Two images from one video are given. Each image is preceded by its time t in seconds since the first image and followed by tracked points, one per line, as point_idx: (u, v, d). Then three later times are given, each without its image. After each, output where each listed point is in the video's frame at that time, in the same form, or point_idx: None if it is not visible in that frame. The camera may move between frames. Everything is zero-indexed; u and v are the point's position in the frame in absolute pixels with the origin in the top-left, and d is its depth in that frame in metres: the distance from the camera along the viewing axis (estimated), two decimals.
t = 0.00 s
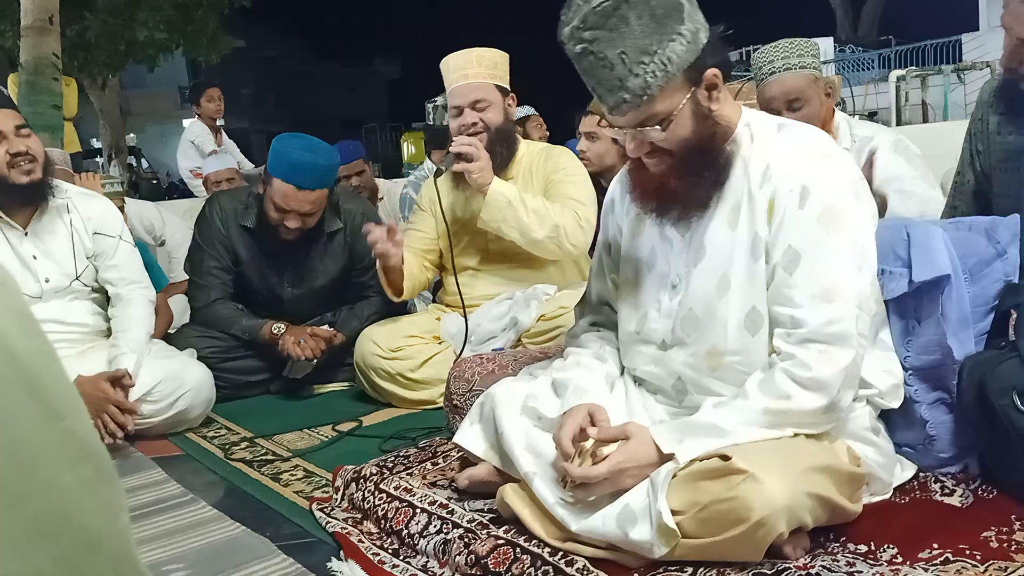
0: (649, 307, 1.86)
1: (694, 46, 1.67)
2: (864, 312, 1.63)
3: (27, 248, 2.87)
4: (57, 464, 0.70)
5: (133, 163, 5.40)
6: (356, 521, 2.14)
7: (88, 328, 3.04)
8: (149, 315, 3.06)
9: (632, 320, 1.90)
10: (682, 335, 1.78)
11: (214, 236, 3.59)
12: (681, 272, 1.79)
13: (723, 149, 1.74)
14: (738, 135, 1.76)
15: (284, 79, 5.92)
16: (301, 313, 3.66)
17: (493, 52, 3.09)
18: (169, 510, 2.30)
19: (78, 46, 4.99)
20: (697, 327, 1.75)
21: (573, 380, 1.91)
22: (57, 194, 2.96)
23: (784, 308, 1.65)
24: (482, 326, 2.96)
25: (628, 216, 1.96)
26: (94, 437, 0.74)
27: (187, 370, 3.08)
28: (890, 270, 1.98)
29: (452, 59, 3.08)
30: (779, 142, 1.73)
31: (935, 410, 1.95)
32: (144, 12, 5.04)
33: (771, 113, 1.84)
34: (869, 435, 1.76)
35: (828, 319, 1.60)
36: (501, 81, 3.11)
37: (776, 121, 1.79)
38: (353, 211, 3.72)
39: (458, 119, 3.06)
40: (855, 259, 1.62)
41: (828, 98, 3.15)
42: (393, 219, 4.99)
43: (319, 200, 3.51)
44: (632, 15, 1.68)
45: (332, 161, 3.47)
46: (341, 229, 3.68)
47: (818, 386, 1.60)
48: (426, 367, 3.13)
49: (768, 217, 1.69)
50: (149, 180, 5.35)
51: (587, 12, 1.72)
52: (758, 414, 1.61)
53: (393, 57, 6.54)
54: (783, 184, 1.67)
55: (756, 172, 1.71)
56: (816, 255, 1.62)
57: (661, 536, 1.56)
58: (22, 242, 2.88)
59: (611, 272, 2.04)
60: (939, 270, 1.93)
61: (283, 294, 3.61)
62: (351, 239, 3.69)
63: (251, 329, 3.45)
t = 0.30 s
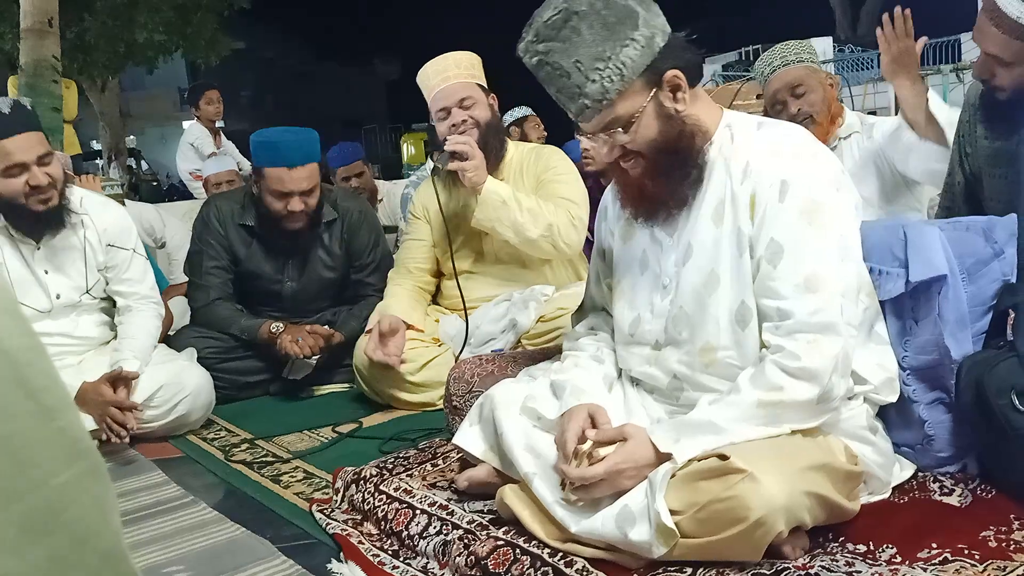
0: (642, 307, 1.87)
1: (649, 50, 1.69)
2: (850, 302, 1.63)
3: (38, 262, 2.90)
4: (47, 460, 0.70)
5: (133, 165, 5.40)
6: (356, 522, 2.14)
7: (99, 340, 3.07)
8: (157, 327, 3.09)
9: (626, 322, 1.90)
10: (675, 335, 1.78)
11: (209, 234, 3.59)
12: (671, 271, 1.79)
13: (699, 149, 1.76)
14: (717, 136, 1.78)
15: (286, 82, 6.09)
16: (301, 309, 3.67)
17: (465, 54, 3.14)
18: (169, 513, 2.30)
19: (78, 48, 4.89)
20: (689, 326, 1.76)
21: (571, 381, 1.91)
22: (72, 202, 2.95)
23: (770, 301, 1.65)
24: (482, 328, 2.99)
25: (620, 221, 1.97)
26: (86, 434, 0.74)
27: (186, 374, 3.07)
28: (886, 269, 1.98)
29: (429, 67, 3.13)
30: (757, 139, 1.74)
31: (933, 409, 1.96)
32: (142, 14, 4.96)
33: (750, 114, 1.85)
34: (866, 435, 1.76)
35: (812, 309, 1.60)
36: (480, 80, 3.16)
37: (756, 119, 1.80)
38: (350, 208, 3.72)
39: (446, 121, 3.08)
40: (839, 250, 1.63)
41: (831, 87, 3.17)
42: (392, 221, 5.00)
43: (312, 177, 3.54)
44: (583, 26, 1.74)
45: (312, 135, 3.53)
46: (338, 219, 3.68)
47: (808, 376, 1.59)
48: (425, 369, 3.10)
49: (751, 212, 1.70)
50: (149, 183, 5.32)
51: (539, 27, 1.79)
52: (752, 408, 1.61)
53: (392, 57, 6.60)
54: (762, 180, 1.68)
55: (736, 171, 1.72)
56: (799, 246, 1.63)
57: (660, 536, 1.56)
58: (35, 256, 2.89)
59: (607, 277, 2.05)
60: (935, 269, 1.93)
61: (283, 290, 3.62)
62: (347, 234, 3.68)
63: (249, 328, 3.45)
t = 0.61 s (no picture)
0: (642, 307, 1.87)
1: (631, 55, 1.72)
2: (846, 299, 1.63)
3: (59, 283, 2.90)
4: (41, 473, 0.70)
5: (132, 166, 5.39)
6: (356, 523, 2.14)
7: (99, 354, 3.04)
8: (164, 338, 3.11)
9: (625, 322, 1.91)
10: (673, 333, 1.77)
11: (211, 230, 3.62)
12: (669, 270, 1.79)
13: (691, 151, 1.76)
14: (712, 135, 1.79)
15: (284, 82, 6.06)
16: (298, 296, 3.68)
17: (458, 55, 3.14)
18: (169, 514, 2.30)
19: (77, 49, 4.85)
20: (687, 324, 1.75)
21: (571, 381, 1.91)
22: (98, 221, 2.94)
23: (766, 299, 1.65)
24: (482, 329, 2.98)
25: (618, 221, 1.97)
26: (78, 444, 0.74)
27: (185, 378, 3.05)
28: (886, 269, 1.98)
29: (421, 69, 3.13)
30: (752, 138, 1.74)
31: (934, 409, 1.96)
32: (142, 15, 4.91)
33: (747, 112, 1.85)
34: (867, 434, 1.76)
35: (810, 306, 1.60)
36: (473, 80, 3.16)
37: (752, 118, 1.80)
38: (347, 200, 3.74)
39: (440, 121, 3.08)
40: (836, 247, 1.63)
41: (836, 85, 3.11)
42: (392, 221, 5.00)
43: (298, 143, 3.62)
44: (564, 35, 1.81)
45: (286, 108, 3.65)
46: (332, 204, 3.72)
47: (805, 374, 1.59)
48: (425, 370, 3.08)
49: (747, 211, 1.70)
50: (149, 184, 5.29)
51: (524, 37, 1.88)
52: (749, 407, 1.61)
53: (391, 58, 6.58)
54: (758, 178, 1.68)
55: (732, 170, 1.73)
56: (794, 244, 1.62)
57: (660, 536, 1.56)
58: (56, 276, 2.89)
59: (607, 278, 2.06)
60: (934, 270, 1.92)
61: (280, 275, 3.64)
62: (342, 223, 3.69)
63: (250, 322, 3.46)
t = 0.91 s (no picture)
0: (648, 307, 1.87)
1: (661, 51, 1.66)
2: (858, 307, 1.63)
3: (81, 302, 2.90)
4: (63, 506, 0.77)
5: (132, 165, 5.36)
6: (356, 523, 2.14)
7: (102, 362, 3.06)
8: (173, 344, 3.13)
9: (630, 320, 1.91)
10: (679, 335, 1.77)
11: (211, 228, 3.62)
12: (678, 271, 1.78)
13: (711, 149, 1.75)
14: (728, 135, 1.77)
15: (284, 83, 6.11)
16: (298, 294, 3.68)
17: (464, 52, 3.16)
18: (171, 513, 2.30)
19: (77, 49, 4.88)
20: (694, 327, 1.74)
21: (572, 381, 1.90)
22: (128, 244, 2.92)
23: (778, 305, 1.65)
24: (482, 328, 2.98)
25: (625, 217, 1.96)
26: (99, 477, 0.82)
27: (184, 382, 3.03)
28: (888, 268, 1.98)
29: (426, 66, 3.13)
30: (768, 139, 1.74)
31: (935, 409, 1.95)
32: (141, 15, 4.98)
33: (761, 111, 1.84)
34: (869, 434, 1.76)
35: (822, 314, 1.61)
36: (478, 78, 3.15)
37: (766, 118, 1.80)
38: (348, 196, 3.75)
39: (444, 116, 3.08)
40: (849, 255, 1.64)
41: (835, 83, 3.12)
42: (391, 221, 5.01)
43: (298, 135, 3.64)
44: (594, 26, 1.71)
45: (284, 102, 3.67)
46: (332, 201, 3.73)
47: (812, 382, 1.60)
48: (426, 369, 3.08)
49: (761, 215, 1.71)
50: (148, 184, 5.27)
51: (550, 26, 1.77)
52: (755, 412, 1.62)
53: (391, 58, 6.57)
54: (774, 182, 1.69)
55: (746, 172, 1.72)
56: (807, 251, 1.63)
57: (661, 536, 1.56)
58: (77, 297, 2.89)
59: (611, 273, 2.04)
60: (936, 268, 1.92)
61: (279, 272, 3.64)
62: (342, 221, 3.69)
63: (254, 320, 3.48)
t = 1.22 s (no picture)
0: (653, 308, 1.86)
1: (714, 52, 1.66)
2: (869, 317, 1.63)
3: (82, 302, 2.90)
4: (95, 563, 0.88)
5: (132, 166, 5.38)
6: (356, 523, 2.14)
7: (103, 363, 3.06)
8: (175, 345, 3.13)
9: (635, 321, 1.92)
10: (685, 337, 1.77)
11: (212, 233, 3.59)
12: (686, 274, 1.78)
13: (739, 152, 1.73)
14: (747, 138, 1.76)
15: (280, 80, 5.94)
16: (299, 302, 3.68)
17: (474, 49, 3.16)
18: (171, 514, 2.30)
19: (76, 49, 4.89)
20: (700, 330, 1.75)
21: (572, 383, 1.90)
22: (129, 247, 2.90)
23: (789, 313, 1.65)
24: (482, 327, 2.99)
25: (630, 214, 1.96)
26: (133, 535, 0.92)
27: (184, 384, 3.04)
28: (890, 268, 1.98)
29: (438, 60, 3.13)
30: (788, 144, 1.74)
31: (935, 408, 1.95)
32: (140, 15, 4.99)
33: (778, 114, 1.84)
34: (870, 435, 1.76)
35: (834, 324, 1.60)
36: (489, 75, 3.16)
37: (784, 123, 1.80)
38: (350, 201, 3.74)
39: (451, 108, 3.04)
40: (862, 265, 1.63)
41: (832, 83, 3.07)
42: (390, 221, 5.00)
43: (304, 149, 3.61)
44: (656, 21, 1.64)
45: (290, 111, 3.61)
46: (335, 208, 3.71)
47: (818, 392, 1.60)
48: (426, 369, 3.08)
49: (775, 220, 1.70)
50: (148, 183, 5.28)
51: (612, 17, 1.66)
52: (758, 416, 1.62)
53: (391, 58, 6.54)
54: (792, 187, 1.68)
55: (762, 176, 1.72)
56: (820, 261, 1.63)
57: (661, 536, 1.56)
58: (78, 297, 2.89)
59: (614, 271, 2.03)
60: (937, 269, 1.92)
61: (282, 280, 3.64)
62: (344, 226, 3.68)
63: (253, 324, 3.46)
